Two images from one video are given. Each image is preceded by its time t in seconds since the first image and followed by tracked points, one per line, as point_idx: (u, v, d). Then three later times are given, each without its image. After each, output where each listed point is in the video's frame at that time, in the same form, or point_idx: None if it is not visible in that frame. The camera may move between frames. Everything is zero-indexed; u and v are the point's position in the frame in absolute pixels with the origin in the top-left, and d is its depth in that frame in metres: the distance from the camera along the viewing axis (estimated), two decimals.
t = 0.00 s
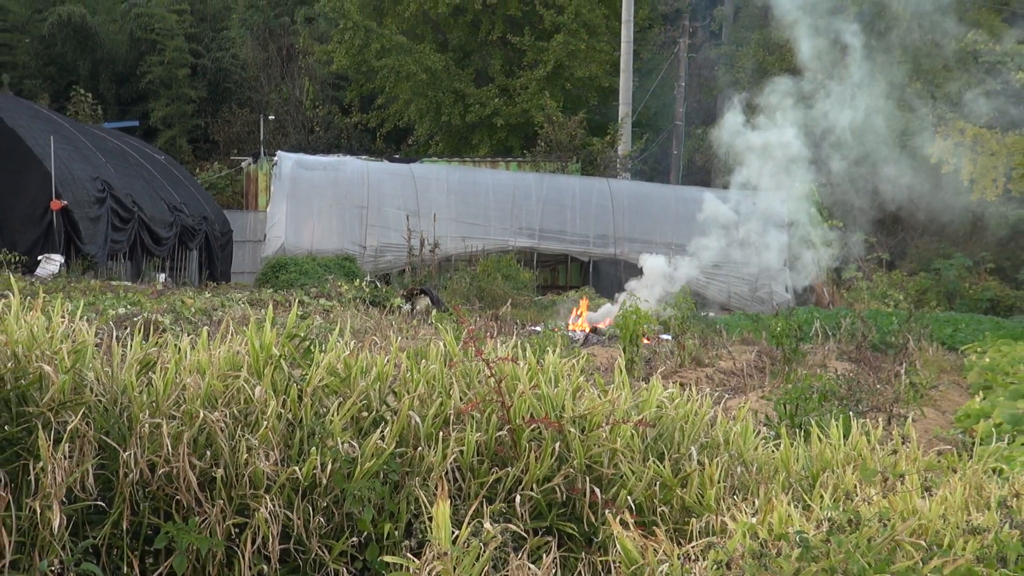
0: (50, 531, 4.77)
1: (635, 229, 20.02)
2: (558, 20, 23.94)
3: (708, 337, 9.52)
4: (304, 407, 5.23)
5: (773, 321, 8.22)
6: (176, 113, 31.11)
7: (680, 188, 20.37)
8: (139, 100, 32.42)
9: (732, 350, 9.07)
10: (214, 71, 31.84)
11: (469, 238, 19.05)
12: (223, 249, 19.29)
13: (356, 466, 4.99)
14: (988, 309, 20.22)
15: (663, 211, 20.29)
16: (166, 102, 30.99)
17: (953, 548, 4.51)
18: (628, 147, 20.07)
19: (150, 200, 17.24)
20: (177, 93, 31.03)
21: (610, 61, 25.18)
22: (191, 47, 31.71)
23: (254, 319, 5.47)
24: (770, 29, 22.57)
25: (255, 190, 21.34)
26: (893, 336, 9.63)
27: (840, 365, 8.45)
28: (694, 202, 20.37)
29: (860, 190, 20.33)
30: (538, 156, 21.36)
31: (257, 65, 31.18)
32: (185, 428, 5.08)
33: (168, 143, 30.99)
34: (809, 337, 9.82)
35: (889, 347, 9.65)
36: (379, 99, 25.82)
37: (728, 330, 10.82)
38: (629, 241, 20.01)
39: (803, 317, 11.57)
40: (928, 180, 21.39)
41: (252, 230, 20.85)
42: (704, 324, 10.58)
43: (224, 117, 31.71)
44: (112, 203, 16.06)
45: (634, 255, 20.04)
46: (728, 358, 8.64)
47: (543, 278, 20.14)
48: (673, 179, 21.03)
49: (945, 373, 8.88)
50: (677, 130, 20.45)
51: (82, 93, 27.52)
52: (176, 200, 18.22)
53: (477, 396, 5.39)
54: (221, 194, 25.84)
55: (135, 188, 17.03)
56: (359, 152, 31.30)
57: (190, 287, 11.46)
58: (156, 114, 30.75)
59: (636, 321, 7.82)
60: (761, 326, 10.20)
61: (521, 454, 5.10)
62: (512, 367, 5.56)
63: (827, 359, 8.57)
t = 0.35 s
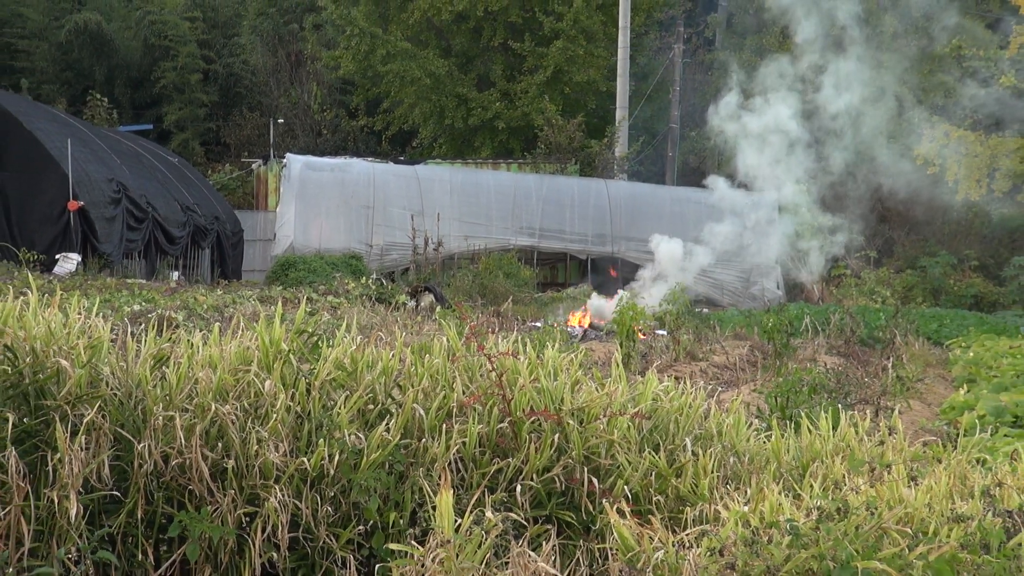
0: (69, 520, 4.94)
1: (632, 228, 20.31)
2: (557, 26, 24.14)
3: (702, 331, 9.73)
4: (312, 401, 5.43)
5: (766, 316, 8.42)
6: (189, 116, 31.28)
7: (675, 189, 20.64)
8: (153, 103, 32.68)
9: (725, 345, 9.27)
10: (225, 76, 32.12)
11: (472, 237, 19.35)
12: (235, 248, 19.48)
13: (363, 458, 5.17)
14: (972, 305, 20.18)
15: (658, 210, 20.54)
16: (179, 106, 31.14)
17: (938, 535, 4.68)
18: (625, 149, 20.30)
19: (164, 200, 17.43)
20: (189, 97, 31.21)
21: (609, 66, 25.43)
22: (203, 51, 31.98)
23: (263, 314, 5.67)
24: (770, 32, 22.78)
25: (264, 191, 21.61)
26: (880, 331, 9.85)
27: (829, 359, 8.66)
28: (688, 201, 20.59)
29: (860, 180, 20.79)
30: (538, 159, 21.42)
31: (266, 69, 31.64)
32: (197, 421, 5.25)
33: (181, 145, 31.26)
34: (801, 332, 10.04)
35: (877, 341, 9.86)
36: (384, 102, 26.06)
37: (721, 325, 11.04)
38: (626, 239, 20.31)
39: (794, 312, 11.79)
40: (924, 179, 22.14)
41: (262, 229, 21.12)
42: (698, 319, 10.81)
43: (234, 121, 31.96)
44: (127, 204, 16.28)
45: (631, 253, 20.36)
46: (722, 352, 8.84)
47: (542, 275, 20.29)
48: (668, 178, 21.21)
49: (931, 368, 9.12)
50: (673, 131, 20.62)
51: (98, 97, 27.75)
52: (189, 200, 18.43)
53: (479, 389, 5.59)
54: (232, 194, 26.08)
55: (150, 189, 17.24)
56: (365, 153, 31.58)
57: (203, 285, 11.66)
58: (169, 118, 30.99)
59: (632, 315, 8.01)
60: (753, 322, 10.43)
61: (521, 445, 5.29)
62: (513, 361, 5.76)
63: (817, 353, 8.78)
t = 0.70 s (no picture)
0: (86, 509, 5.13)
1: (627, 227, 20.46)
2: (555, 32, 24.43)
3: (695, 326, 9.99)
4: (318, 394, 5.63)
5: (757, 311, 8.66)
6: (201, 120, 31.46)
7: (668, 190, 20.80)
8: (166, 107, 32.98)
9: (717, 339, 9.54)
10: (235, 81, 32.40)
11: (473, 237, 19.60)
12: (246, 248, 19.66)
13: (368, 449, 5.37)
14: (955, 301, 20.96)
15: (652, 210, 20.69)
16: (191, 110, 31.40)
17: (922, 522, 4.88)
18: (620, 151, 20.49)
19: (176, 201, 17.76)
20: (201, 102, 31.45)
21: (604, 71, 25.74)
22: (214, 58, 32.30)
23: (272, 311, 5.88)
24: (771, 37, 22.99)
25: (273, 192, 21.89)
26: (865, 326, 10.14)
27: (817, 353, 8.92)
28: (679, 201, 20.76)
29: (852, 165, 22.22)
30: (535, 159, 21.97)
31: (274, 75, 32.10)
32: (208, 414, 5.44)
33: (191, 149, 31.54)
34: (790, 327, 10.33)
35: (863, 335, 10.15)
36: (388, 107, 26.37)
37: (713, 320, 11.33)
38: (621, 238, 20.45)
39: (782, 309, 12.10)
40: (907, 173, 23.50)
41: (271, 229, 21.39)
42: (691, 314, 11.08)
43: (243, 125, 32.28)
44: (140, 204, 16.61)
45: (626, 252, 20.51)
46: (714, 346, 9.09)
47: (542, 273, 20.76)
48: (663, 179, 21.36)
49: (916, 361, 9.33)
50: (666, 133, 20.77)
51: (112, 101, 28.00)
52: (200, 201, 18.75)
53: (479, 382, 5.80)
54: (241, 195, 26.36)
55: (162, 189, 17.57)
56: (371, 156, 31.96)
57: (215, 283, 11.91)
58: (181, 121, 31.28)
59: (627, 313, 8.13)
60: (743, 318, 10.73)
61: (521, 436, 5.49)
62: (513, 356, 5.97)
63: (805, 346, 9.04)
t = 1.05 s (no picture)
0: (102, 498, 5.33)
1: (624, 226, 20.67)
2: (553, 38, 24.65)
3: (688, 322, 10.23)
4: (325, 388, 5.84)
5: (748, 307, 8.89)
6: (212, 124, 31.75)
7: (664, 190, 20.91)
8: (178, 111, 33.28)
9: (709, 334, 9.78)
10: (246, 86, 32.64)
11: (474, 236, 19.86)
12: (254, 247, 20.02)
13: (373, 440, 5.57)
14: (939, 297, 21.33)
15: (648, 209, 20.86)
16: (203, 114, 31.68)
17: (907, 511, 5.05)
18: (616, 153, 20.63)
19: (188, 201, 18.06)
20: (212, 106, 31.68)
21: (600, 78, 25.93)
22: (224, 63, 32.61)
23: (281, 308, 6.09)
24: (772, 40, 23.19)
25: (281, 193, 22.18)
26: (852, 322, 10.39)
27: (806, 347, 9.15)
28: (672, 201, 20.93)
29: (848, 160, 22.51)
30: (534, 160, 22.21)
31: (283, 81, 32.02)
32: (220, 407, 5.64)
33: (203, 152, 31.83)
34: (780, 322, 10.58)
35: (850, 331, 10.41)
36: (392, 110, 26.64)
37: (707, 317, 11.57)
38: (618, 237, 20.67)
39: (773, 306, 12.35)
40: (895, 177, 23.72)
41: (280, 228, 21.69)
42: (683, 310, 11.32)
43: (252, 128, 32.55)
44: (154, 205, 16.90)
45: (622, 251, 20.73)
46: (706, 341, 9.32)
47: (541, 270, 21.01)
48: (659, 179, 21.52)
49: (901, 355, 9.60)
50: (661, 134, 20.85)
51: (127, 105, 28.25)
52: (212, 201, 19.05)
53: (481, 376, 6.00)
54: (251, 196, 26.62)
55: (175, 191, 17.88)
56: (376, 158, 32.27)
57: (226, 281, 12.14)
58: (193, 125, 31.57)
59: (623, 307, 8.48)
60: (734, 314, 10.99)
61: (521, 428, 5.70)
62: (513, 351, 6.18)
63: (795, 341, 9.28)
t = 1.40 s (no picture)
0: (114, 487, 5.51)
1: (619, 226, 20.86)
2: (549, 44, 24.89)
3: (680, 318, 10.45)
4: (330, 381, 6.05)
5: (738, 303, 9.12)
6: (222, 128, 32.03)
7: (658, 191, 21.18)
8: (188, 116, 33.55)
9: (701, 330, 10.00)
10: (254, 91, 32.91)
11: (474, 235, 20.06)
12: (262, 245, 20.35)
13: (376, 432, 5.78)
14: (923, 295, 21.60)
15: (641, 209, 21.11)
16: (213, 118, 31.96)
17: (891, 500, 5.22)
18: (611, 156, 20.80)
19: (200, 202, 18.36)
20: (222, 110, 31.91)
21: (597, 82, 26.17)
22: (233, 69, 32.90)
23: (286, 305, 6.31)
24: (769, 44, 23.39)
25: (288, 195, 22.46)
26: (840, 318, 10.64)
27: (794, 342, 9.37)
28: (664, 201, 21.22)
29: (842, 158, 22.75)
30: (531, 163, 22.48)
31: (290, 85, 32.43)
32: (228, 400, 5.83)
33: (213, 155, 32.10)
34: (769, 319, 10.81)
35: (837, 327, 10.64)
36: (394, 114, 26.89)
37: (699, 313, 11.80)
38: (613, 237, 20.84)
39: (763, 303, 12.58)
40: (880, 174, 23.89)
41: (287, 228, 21.94)
42: (674, 306, 11.54)
43: (261, 133, 32.83)
44: (165, 206, 17.16)
45: (618, 251, 20.90)
46: (697, 336, 9.53)
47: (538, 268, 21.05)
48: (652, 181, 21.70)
49: (885, 349, 9.85)
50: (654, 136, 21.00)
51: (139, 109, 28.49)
52: (221, 202, 19.32)
53: (480, 371, 6.21)
54: (259, 198, 26.87)
55: (186, 191, 18.18)
56: (380, 161, 32.56)
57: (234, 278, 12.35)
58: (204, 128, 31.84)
59: (617, 305, 8.68)
60: (724, 310, 11.22)
61: (518, 420, 5.90)
62: (512, 346, 6.40)
63: (782, 335, 9.50)
